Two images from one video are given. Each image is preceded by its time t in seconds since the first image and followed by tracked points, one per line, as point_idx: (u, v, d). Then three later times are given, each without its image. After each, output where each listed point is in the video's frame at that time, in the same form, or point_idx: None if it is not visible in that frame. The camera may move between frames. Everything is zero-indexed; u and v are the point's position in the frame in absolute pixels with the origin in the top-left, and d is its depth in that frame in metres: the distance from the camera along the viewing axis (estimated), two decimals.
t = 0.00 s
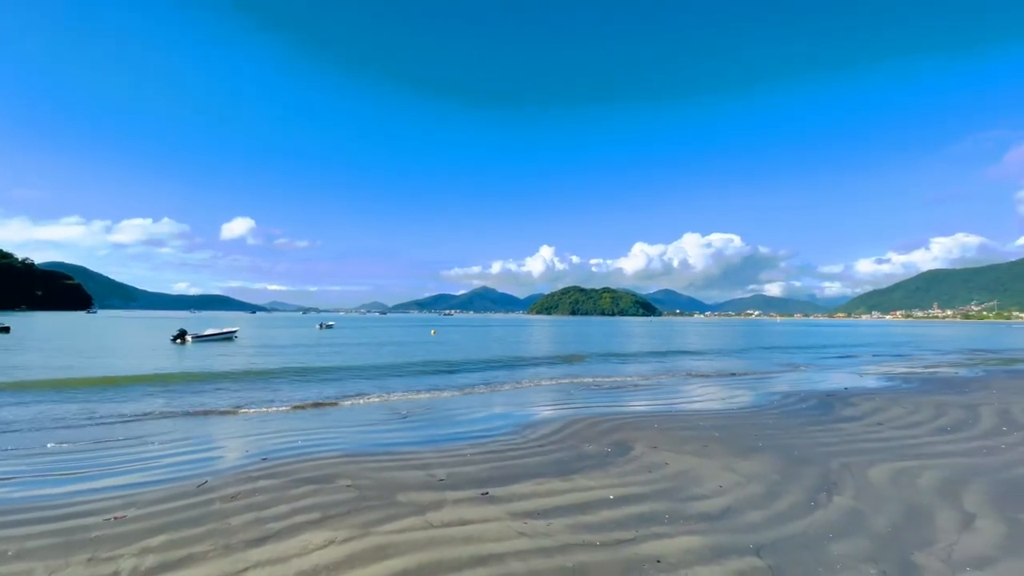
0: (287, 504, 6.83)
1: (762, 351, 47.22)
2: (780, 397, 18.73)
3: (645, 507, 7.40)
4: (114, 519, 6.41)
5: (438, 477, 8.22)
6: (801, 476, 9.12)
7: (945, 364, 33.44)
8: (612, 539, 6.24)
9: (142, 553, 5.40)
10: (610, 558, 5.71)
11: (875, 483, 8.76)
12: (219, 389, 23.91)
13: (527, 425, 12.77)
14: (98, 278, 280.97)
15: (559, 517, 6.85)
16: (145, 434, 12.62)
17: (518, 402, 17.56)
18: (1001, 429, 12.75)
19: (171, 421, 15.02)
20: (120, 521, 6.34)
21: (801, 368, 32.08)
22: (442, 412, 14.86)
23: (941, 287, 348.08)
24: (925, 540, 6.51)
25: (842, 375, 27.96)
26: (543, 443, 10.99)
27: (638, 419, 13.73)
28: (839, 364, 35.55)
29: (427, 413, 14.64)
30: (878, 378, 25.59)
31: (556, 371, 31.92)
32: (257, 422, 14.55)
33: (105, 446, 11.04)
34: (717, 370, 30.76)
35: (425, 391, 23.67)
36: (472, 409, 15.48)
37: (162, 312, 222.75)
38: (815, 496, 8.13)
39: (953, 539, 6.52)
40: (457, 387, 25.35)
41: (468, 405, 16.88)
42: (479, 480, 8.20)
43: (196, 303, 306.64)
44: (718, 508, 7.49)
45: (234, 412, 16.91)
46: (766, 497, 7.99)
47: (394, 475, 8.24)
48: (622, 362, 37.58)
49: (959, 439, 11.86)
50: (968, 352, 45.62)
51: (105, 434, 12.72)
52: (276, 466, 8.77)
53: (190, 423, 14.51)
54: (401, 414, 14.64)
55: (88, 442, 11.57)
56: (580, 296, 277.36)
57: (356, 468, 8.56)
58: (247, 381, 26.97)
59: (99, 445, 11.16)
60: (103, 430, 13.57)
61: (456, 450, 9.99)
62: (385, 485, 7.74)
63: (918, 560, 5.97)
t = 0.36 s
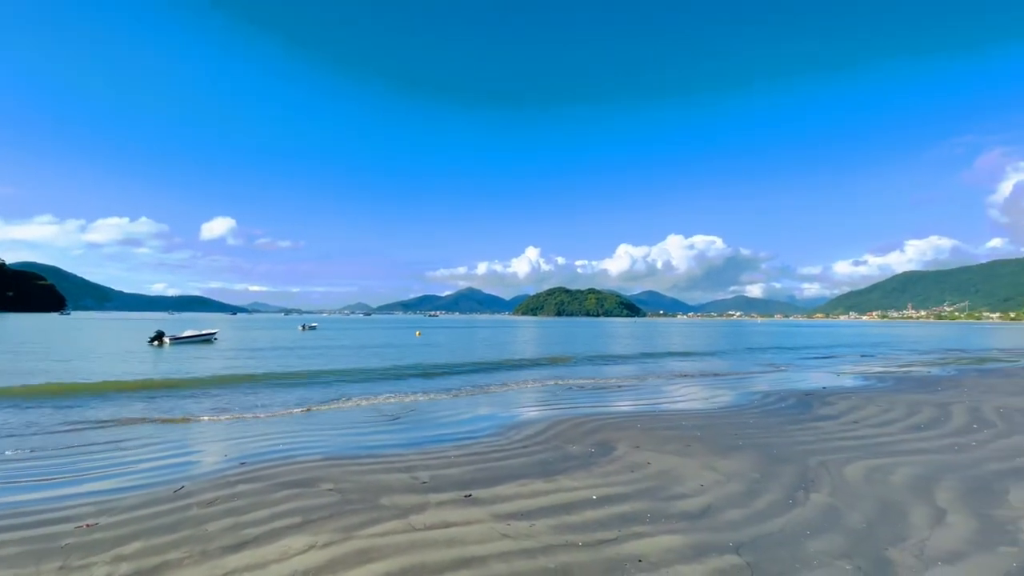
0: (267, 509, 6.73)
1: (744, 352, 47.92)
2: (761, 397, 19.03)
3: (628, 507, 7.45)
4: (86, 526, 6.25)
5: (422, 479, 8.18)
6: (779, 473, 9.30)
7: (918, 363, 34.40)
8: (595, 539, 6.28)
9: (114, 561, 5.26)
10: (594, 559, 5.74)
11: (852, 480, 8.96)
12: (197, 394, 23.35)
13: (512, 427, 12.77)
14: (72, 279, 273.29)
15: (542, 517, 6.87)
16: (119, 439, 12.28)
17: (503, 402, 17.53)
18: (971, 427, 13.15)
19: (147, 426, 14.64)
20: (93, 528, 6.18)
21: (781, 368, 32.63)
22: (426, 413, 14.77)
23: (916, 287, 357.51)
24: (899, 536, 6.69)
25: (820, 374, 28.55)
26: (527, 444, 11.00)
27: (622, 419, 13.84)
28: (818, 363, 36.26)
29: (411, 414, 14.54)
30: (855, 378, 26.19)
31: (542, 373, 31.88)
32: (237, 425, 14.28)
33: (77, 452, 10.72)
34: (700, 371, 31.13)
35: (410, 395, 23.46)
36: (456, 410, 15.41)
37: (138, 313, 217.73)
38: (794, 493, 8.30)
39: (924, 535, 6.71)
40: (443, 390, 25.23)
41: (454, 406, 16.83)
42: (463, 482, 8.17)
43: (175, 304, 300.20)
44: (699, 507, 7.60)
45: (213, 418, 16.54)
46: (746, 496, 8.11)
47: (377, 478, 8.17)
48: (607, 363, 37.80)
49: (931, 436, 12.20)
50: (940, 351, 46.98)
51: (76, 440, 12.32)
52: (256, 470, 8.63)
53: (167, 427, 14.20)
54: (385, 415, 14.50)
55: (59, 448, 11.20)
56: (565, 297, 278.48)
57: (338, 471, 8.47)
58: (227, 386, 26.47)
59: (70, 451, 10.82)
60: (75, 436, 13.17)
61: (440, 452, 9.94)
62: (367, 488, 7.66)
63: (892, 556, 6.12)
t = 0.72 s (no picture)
0: (246, 516, 6.61)
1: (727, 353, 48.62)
2: (742, 397, 19.32)
3: (611, 509, 7.49)
4: (57, 535, 6.07)
5: (405, 483, 8.12)
6: (759, 473, 9.44)
7: (894, 363, 35.26)
8: (578, 542, 6.29)
9: (86, 572, 5.12)
10: (576, 561, 5.76)
11: (830, 479, 9.14)
12: (176, 401, 22.84)
13: (497, 429, 12.75)
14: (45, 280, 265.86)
15: (525, 521, 6.87)
16: (93, 445, 11.96)
17: (489, 404, 17.52)
18: (944, 426, 13.48)
19: (123, 432, 14.29)
20: (64, 537, 6.01)
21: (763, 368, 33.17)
22: (411, 416, 14.67)
23: (892, 289, 366.34)
24: (874, 534, 6.83)
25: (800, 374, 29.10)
26: (511, 446, 10.99)
27: (606, 421, 13.92)
28: (799, 364, 36.96)
29: (395, 417, 14.45)
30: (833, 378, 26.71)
31: (528, 377, 31.89)
32: (217, 430, 14.01)
33: (48, 459, 10.41)
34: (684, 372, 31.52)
35: (394, 399, 23.28)
36: (440, 413, 15.34)
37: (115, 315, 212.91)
38: (773, 493, 8.42)
39: (899, 532, 6.86)
40: (428, 394, 25.13)
41: (439, 408, 16.76)
42: (446, 486, 8.12)
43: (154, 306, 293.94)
44: (681, 507, 7.68)
45: (191, 424, 16.20)
46: (727, 496, 8.21)
47: (359, 483, 8.08)
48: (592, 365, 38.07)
49: (906, 435, 12.49)
50: (915, 351, 48.25)
51: (47, 447, 11.96)
52: (235, 476, 8.48)
53: (144, 432, 13.89)
54: (368, 418, 14.37)
55: (28, 456, 10.86)
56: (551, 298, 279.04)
57: (319, 476, 8.37)
58: (206, 391, 25.93)
59: (40, 458, 10.50)
60: (47, 442, 12.80)
61: (423, 456, 9.88)
62: (349, 493, 7.58)
63: (867, 553, 6.25)
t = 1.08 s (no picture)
0: (227, 521, 6.48)
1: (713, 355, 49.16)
2: (727, 398, 19.54)
3: (597, 510, 7.50)
4: (29, 544, 5.89)
5: (390, 487, 8.05)
6: (744, 473, 9.54)
7: (874, 363, 36.02)
8: (564, 543, 6.29)
9: None
10: (562, 564, 5.75)
11: (812, 479, 9.27)
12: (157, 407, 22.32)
13: (484, 431, 12.70)
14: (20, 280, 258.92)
15: (512, 523, 6.84)
16: (69, 450, 11.63)
17: (477, 406, 17.46)
18: (922, 425, 13.79)
19: (101, 436, 13.93)
20: (36, 545, 5.83)
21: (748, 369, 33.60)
22: (398, 419, 14.54)
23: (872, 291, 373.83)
24: (855, 533, 6.93)
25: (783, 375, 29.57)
26: (498, 448, 10.96)
27: (593, 422, 13.97)
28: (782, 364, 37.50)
29: (382, 420, 14.32)
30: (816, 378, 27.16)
31: (516, 379, 31.84)
32: (199, 434, 13.73)
33: (21, 465, 10.10)
34: (670, 373, 31.78)
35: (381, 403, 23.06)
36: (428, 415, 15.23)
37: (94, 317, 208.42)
38: (757, 493, 8.52)
39: (879, 531, 6.98)
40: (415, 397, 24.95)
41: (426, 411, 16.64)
42: (432, 489, 8.05)
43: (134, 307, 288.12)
44: (666, 508, 7.72)
45: (171, 429, 15.84)
46: (711, 496, 8.28)
47: (344, 487, 7.99)
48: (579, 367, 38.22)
49: (887, 435, 12.72)
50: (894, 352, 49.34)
51: (21, 453, 11.60)
52: (216, 480, 8.32)
53: (123, 437, 13.54)
54: (354, 422, 14.21)
55: None
56: (539, 299, 279.60)
57: (303, 480, 8.25)
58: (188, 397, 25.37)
59: (13, 464, 10.18)
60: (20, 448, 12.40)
61: (409, 459, 9.80)
62: (333, 498, 7.48)
63: (848, 551, 6.35)
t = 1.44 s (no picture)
0: (212, 525, 6.38)
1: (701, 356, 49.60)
2: (715, 398, 19.71)
3: (586, 511, 7.51)
4: (7, 549, 5.75)
5: (378, 489, 7.98)
6: (731, 473, 9.63)
7: (859, 364, 36.58)
8: (554, 544, 6.29)
9: None
10: (552, 565, 5.74)
11: (798, 478, 9.38)
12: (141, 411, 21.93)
13: (474, 432, 12.68)
14: None
15: (501, 525, 6.82)
16: (50, 453, 11.37)
17: (467, 407, 17.43)
18: (906, 424, 14.03)
19: (84, 440, 13.66)
20: (14, 551, 5.68)
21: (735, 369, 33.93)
22: (388, 420, 14.45)
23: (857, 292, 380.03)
24: (841, 531, 7.02)
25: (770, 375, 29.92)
26: (488, 449, 10.95)
27: (583, 422, 14.00)
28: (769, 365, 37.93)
29: (371, 421, 14.23)
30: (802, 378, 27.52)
31: (506, 381, 31.84)
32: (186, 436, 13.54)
33: None
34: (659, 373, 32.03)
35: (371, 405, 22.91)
36: (418, 416, 15.15)
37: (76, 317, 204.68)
38: (744, 492, 8.59)
39: (864, 529, 7.08)
40: (405, 400, 24.82)
41: (416, 411, 16.57)
42: (421, 491, 8.00)
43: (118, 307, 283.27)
44: (655, 508, 7.76)
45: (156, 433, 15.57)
46: (699, 496, 8.34)
47: (331, 489, 7.91)
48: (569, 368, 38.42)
49: (871, 434, 12.89)
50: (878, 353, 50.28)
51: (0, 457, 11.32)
52: (201, 483, 8.19)
53: (107, 440, 13.30)
54: (343, 423, 14.09)
55: None
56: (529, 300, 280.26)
57: (290, 483, 8.15)
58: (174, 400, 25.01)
59: None
60: None
61: (397, 461, 9.74)
62: (321, 500, 7.40)
63: (834, 550, 6.43)
